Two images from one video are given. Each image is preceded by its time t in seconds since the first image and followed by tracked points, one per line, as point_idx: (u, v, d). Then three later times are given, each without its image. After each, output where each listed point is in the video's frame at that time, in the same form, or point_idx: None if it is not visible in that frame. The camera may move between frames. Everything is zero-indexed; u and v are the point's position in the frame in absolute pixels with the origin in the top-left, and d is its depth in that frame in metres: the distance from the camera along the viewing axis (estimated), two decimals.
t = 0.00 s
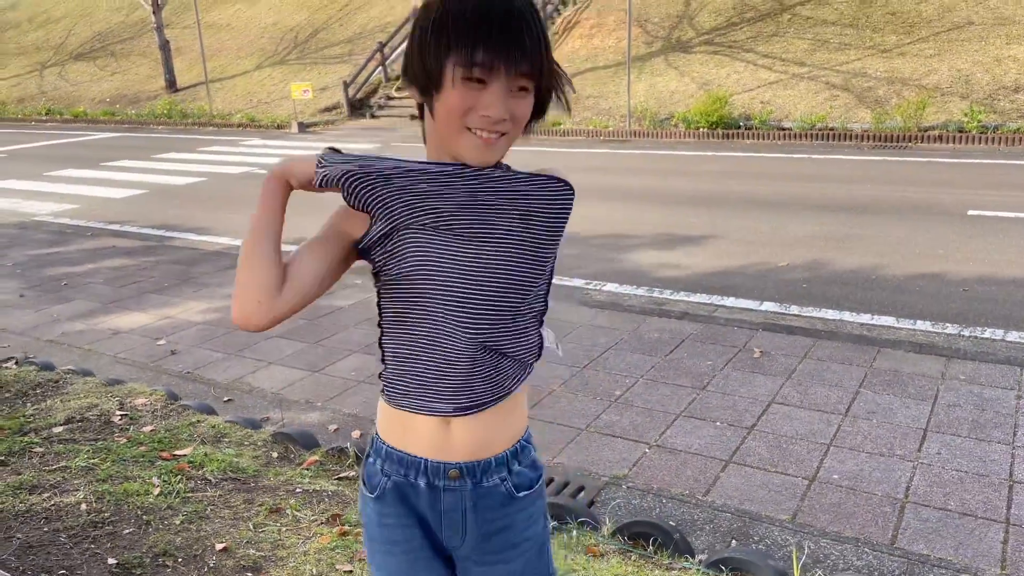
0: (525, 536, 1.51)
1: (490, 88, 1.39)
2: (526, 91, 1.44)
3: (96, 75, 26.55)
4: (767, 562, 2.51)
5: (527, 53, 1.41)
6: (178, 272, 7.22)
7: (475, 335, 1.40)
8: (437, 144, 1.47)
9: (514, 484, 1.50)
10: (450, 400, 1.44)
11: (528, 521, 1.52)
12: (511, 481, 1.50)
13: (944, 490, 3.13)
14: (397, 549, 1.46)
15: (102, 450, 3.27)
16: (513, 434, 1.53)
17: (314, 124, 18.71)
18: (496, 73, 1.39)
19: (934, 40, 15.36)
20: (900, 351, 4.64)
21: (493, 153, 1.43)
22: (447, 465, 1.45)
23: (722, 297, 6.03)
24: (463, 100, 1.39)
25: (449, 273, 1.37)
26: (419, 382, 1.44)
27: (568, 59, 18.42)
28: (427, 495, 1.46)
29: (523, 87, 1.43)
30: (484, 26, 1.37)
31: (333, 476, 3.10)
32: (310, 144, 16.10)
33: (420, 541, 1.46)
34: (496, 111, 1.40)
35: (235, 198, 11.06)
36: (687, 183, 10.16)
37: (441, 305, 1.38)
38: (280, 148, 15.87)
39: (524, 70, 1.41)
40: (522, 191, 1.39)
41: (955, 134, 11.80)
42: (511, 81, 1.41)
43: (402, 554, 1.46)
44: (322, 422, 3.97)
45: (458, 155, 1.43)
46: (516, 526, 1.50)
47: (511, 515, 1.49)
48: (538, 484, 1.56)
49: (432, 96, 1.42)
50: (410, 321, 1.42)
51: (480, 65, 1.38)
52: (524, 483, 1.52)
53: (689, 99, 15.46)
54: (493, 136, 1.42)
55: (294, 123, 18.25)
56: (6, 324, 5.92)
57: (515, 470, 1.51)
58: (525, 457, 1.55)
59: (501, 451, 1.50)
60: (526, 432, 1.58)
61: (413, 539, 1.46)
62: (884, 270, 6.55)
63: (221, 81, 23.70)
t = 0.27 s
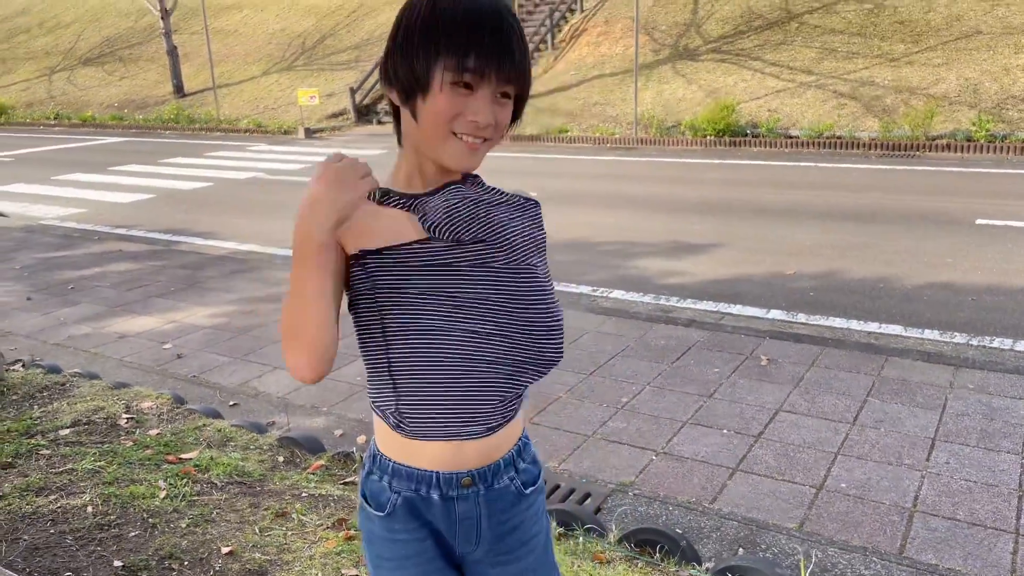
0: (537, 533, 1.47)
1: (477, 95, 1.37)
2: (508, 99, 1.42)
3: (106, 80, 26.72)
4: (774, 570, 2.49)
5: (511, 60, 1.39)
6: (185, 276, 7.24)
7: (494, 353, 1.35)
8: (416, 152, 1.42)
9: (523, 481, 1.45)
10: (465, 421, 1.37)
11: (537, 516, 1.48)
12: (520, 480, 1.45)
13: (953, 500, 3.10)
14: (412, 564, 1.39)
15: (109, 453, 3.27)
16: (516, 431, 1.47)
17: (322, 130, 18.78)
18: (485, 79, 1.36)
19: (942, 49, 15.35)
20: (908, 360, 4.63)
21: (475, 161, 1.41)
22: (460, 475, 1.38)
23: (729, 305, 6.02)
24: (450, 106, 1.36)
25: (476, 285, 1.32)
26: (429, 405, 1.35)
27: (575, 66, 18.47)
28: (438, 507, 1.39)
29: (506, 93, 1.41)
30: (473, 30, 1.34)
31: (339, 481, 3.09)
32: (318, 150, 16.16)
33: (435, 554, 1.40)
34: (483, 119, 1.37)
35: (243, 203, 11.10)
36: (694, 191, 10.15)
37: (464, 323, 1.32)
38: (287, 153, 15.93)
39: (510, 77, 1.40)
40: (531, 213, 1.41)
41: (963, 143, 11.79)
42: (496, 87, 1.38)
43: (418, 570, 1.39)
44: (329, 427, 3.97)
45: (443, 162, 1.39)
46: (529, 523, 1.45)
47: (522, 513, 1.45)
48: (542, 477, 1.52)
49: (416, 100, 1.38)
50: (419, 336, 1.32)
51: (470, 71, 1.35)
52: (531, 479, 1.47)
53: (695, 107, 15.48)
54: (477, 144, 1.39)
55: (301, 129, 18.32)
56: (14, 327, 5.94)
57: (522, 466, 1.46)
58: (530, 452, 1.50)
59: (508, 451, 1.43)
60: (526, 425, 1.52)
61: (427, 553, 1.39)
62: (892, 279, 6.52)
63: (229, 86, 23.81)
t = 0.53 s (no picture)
0: (529, 544, 1.52)
1: (492, 109, 1.41)
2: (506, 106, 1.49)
3: (116, 86, 26.87)
4: None
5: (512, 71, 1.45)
6: (194, 281, 7.27)
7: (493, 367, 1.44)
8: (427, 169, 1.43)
9: (516, 493, 1.50)
10: (476, 426, 1.42)
11: (530, 527, 1.53)
12: (514, 491, 1.50)
13: (962, 509, 3.10)
14: (407, 570, 1.44)
15: (119, 456, 3.29)
16: (511, 444, 1.53)
17: (330, 136, 18.84)
18: (496, 93, 1.41)
19: (951, 58, 15.32)
20: (916, 369, 4.62)
21: (486, 170, 1.46)
22: (455, 486, 1.43)
23: (737, 312, 6.02)
24: (471, 122, 1.39)
25: (488, 291, 1.38)
26: (442, 412, 1.39)
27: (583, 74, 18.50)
28: (434, 516, 1.44)
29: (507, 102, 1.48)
30: (483, 47, 1.38)
31: (348, 486, 3.10)
32: (326, 155, 16.21)
33: (429, 562, 1.45)
34: (498, 129, 1.43)
35: (251, 209, 11.14)
36: (701, 199, 10.15)
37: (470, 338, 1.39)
38: (296, 159, 15.99)
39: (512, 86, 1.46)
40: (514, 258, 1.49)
41: (972, 152, 11.76)
42: (504, 97, 1.44)
43: None
44: (337, 432, 3.98)
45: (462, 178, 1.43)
46: (521, 534, 1.51)
47: (516, 524, 1.50)
48: (536, 490, 1.57)
49: (431, 121, 1.37)
50: (434, 340, 1.36)
51: (487, 87, 1.39)
52: (525, 490, 1.52)
53: (703, 115, 15.48)
54: (491, 155, 1.45)
55: (310, 134, 18.38)
56: (24, 331, 5.98)
57: (516, 478, 1.51)
58: (523, 464, 1.55)
59: (503, 463, 1.49)
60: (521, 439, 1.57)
61: (422, 560, 1.45)
62: (900, 288, 6.51)
63: (239, 92, 23.92)
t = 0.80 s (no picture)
0: (521, 511, 1.58)
1: (495, 98, 1.37)
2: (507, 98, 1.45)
3: (126, 88, 27.01)
4: None
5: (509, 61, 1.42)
6: (202, 282, 7.30)
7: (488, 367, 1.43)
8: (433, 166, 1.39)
9: (506, 464, 1.55)
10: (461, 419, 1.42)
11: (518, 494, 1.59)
12: (504, 461, 1.55)
13: (971, 516, 3.08)
14: (419, 561, 1.44)
15: (128, 457, 3.30)
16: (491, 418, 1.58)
17: (339, 139, 18.89)
18: (498, 82, 1.38)
19: (960, 63, 15.27)
20: (925, 374, 4.60)
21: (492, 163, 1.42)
22: (457, 464, 1.46)
23: (745, 317, 6.01)
24: (477, 115, 1.34)
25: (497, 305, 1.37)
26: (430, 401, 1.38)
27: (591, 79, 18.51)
28: (439, 498, 1.46)
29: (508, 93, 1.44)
30: (481, 37, 1.35)
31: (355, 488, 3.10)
32: (335, 159, 16.25)
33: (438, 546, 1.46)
34: (502, 120, 1.39)
35: (260, 211, 11.18)
36: (710, 203, 10.13)
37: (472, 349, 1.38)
38: (304, 162, 16.03)
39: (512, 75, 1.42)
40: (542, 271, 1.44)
41: (981, 158, 11.71)
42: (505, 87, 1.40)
43: (427, 565, 1.45)
44: (345, 434, 3.99)
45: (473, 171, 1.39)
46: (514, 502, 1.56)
47: (509, 492, 1.55)
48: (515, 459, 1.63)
49: (437, 117, 1.33)
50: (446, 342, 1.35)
51: (489, 77, 1.35)
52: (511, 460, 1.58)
53: (711, 119, 15.46)
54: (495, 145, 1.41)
55: (319, 138, 18.44)
56: (34, 331, 6.01)
57: (502, 449, 1.57)
58: (504, 437, 1.61)
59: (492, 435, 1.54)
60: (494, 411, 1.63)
61: (431, 546, 1.46)
62: (909, 293, 6.48)
63: (248, 95, 24.02)
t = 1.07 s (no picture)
0: (517, 517, 1.54)
1: (498, 114, 1.39)
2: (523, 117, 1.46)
3: (137, 90, 27.15)
4: None
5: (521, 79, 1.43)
6: (212, 283, 7.33)
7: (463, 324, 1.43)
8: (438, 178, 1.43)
9: (501, 465, 1.53)
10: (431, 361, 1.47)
11: (518, 501, 1.55)
12: (499, 461, 1.53)
13: (981, 519, 3.07)
14: (397, 537, 1.50)
15: (138, 456, 3.32)
16: (497, 419, 1.57)
17: (348, 141, 18.93)
18: (503, 98, 1.39)
19: (971, 65, 15.19)
20: (935, 377, 4.58)
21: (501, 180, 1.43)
22: (438, 450, 1.49)
23: (753, 319, 6.00)
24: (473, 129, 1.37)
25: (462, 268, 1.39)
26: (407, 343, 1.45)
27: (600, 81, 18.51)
28: (421, 482, 1.50)
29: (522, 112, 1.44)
30: (484, 54, 1.38)
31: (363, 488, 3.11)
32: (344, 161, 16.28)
33: (418, 528, 1.50)
34: (506, 135, 1.40)
35: (269, 213, 11.21)
36: (718, 206, 10.12)
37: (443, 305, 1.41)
38: (313, 164, 16.07)
39: (524, 94, 1.43)
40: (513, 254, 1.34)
41: (992, 160, 11.65)
42: (514, 104, 1.41)
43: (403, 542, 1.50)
44: (353, 435, 4.00)
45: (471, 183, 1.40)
46: (508, 505, 1.53)
47: (501, 495, 1.53)
48: (525, 465, 1.60)
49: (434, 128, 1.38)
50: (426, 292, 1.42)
51: (488, 90, 1.37)
52: (512, 463, 1.55)
53: (720, 122, 15.42)
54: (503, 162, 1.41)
55: (328, 140, 18.49)
56: (45, 332, 6.04)
57: (502, 450, 1.55)
58: (511, 440, 1.59)
59: (488, 433, 1.54)
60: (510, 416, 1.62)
61: (411, 527, 1.50)
62: (919, 296, 6.46)
63: (258, 97, 24.11)
